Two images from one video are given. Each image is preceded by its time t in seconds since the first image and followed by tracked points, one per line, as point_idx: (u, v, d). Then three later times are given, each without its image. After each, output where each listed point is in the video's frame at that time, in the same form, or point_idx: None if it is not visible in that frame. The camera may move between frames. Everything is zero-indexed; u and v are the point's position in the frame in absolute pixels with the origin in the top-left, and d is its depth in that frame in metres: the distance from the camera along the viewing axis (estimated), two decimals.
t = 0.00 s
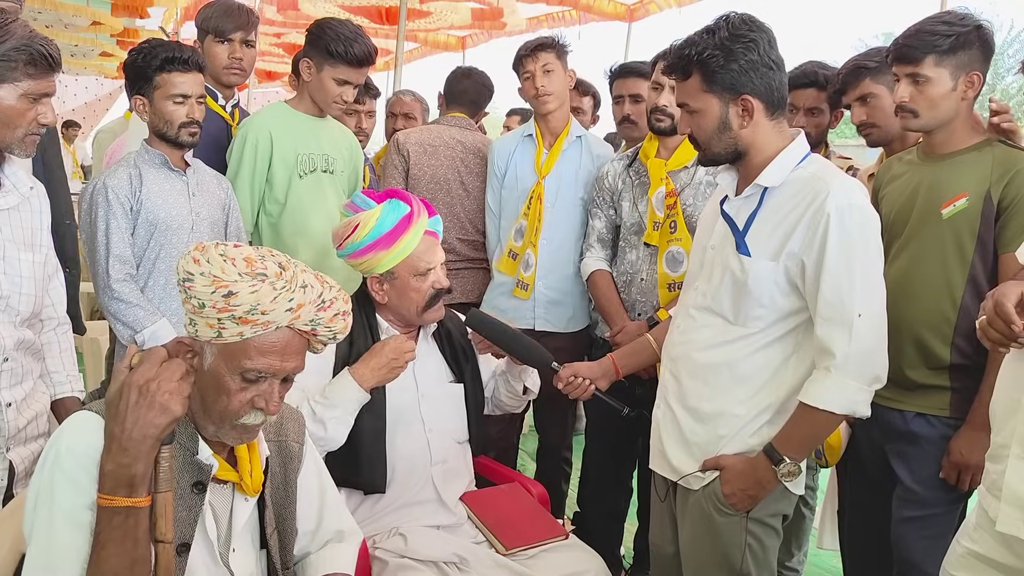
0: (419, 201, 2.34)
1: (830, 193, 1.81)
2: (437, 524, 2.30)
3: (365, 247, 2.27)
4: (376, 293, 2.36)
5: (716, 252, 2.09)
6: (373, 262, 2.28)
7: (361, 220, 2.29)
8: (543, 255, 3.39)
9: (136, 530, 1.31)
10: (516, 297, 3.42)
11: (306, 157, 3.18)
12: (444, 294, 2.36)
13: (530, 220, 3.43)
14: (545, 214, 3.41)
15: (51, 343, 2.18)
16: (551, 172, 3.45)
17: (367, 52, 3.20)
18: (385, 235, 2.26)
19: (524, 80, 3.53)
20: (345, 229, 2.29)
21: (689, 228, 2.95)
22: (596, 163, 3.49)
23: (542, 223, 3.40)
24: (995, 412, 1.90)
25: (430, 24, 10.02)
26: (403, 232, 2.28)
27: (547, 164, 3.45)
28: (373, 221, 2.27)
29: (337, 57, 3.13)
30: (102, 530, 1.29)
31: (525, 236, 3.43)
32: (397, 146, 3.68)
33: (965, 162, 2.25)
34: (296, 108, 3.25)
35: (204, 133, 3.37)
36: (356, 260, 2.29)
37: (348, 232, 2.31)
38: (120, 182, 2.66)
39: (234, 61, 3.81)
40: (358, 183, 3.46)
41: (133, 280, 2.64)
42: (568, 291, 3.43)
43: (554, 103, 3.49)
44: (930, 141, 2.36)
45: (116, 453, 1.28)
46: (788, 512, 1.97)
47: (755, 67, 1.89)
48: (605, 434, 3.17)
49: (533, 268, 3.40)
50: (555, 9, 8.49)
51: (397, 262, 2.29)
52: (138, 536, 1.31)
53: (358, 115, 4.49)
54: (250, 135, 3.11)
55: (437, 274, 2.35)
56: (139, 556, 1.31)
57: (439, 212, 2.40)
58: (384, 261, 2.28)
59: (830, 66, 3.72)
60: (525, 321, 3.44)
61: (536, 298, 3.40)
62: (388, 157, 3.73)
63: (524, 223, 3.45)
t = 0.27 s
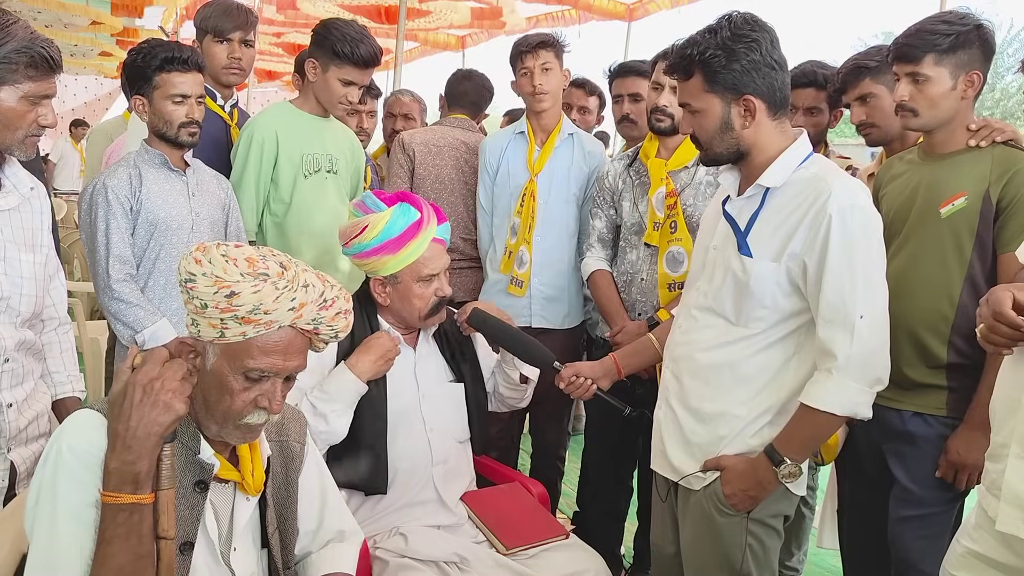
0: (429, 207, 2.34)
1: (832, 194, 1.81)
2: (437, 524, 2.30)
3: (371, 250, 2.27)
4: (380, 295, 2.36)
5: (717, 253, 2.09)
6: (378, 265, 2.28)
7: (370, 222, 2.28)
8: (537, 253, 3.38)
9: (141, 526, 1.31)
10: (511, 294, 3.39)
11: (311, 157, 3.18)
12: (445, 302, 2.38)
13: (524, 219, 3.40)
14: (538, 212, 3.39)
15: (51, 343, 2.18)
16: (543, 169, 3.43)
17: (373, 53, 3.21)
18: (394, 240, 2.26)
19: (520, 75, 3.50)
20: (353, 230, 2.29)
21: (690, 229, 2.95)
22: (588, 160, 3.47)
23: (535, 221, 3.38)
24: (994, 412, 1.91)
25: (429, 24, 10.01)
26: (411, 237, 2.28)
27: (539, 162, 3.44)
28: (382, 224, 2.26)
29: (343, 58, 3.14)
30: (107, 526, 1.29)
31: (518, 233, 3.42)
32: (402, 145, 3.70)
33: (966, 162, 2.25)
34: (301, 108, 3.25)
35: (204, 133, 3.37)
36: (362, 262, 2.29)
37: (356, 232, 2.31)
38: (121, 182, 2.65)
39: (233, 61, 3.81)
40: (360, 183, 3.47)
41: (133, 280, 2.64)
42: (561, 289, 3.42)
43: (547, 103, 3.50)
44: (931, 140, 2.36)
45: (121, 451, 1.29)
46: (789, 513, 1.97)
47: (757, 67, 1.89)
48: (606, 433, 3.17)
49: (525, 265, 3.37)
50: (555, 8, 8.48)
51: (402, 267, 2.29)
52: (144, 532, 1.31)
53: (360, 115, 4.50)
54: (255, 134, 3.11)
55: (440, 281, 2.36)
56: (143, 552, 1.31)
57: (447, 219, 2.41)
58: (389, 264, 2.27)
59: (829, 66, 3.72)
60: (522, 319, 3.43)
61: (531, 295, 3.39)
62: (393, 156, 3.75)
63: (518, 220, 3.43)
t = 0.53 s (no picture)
0: (426, 206, 2.34)
1: (836, 195, 1.81)
2: (437, 524, 2.30)
3: (369, 249, 2.27)
4: (379, 297, 2.36)
5: (720, 253, 2.09)
6: (376, 265, 2.28)
7: (367, 222, 2.28)
8: (535, 256, 3.38)
9: (147, 526, 1.32)
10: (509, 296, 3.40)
11: (313, 158, 3.18)
12: (445, 301, 2.37)
13: (521, 220, 3.41)
14: (535, 214, 3.39)
15: (51, 343, 2.17)
16: (539, 172, 3.42)
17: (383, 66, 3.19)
18: (390, 239, 2.26)
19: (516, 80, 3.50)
20: (350, 230, 2.29)
21: (689, 229, 2.96)
22: (584, 161, 3.46)
23: (532, 223, 3.38)
24: (994, 412, 1.90)
25: (429, 24, 10.00)
26: (408, 236, 2.28)
27: (535, 164, 3.44)
28: (378, 224, 2.26)
29: (350, 67, 3.13)
30: (113, 527, 1.29)
31: (516, 236, 3.42)
32: (411, 145, 3.73)
33: (966, 161, 2.24)
34: (303, 109, 3.25)
35: (203, 133, 3.37)
36: (360, 262, 2.29)
37: (354, 232, 2.31)
38: (120, 182, 2.65)
39: (233, 62, 3.82)
40: (362, 182, 3.47)
41: (132, 280, 2.64)
42: (558, 290, 3.42)
43: (543, 109, 3.47)
44: (931, 140, 2.36)
45: (126, 450, 1.29)
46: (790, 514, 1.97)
47: (761, 67, 1.89)
48: (605, 433, 3.17)
49: (523, 268, 3.38)
50: (554, 8, 8.48)
51: (399, 266, 2.29)
52: (149, 532, 1.32)
53: (364, 116, 4.48)
54: (256, 134, 3.11)
55: (441, 280, 2.35)
56: (149, 552, 1.32)
57: (445, 219, 2.41)
58: (387, 264, 2.27)
59: (829, 66, 3.72)
60: (520, 320, 3.43)
61: (529, 297, 3.39)
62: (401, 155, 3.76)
63: (515, 223, 3.43)
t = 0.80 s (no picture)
0: (430, 210, 2.33)
1: (840, 196, 1.80)
2: (437, 524, 2.30)
3: (372, 254, 2.27)
4: (381, 299, 2.37)
5: (724, 255, 2.09)
6: (379, 269, 2.28)
7: (370, 226, 2.28)
8: (533, 257, 3.37)
9: (149, 527, 1.32)
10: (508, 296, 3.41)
11: (315, 158, 3.18)
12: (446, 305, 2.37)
13: (519, 220, 3.43)
14: (534, 215, 3.39)
15: (51, 343, 2.17)
16: (538, 172, 3.41)
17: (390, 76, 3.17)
18: (394, 244, 2.26)
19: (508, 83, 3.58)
20: (353, 235, 2.28)
21: (689, 229, 2.95)
22: (586, 163, 3.45)
23: (531, 223, 3.38)
24: (995, 413, 1.91)
25: (429, 24, 10.00)
26: (412, 242, 2.28)
27: (534, 164, 3.43)
28: (382, 229, 2.26)
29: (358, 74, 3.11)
30: (115, 528, 1.29)
31: (514, 236, 3.43)
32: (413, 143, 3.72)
33: (965, 161, 2.24)
34: (305, 110, 3.25)
35: (203, 133, 3.37)
36: (363, 266, 2.29)
37: (356, 236, 2.30)
38: (120, 182, 2.65)
39: (234, 62, 3.82)
40: (365, 183, 3.48)
41: (131, 280, 2.63)
42: (558, 291, 3.42)
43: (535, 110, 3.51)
44: (929, 139, 2.37)
45: (129, 451, 1.29)
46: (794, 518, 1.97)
47: (767, 66, 1.89)
48: (605, 432, 3.16)
49: (522, 268, 3.38)
50: (554, 8, 8.48)
51: (403, 271, 2.29)
52: (151, 533, 1.32)
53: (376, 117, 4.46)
54: (258, 134, 3.11)
55: (443, 285, 2.35)
56: (151, 553, 1.32)
57: (448, 223, 2.40)
58: (390, 269, 2.28)
59: (829, 66, 3.72)
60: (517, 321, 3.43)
61: (526, 297, 3.39)
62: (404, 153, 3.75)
63: (513, 223, 3.44)
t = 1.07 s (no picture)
0: (415, 201, 2.34)
1: (845, 198, 1.80)
2: (437, 525, 2.30)
3: (363, 248, 2.27)
4: (376, 294, 2.35)
5: (729, 257, 2.09)
6: (371, 264, 2.29)
7: (358, 221, 2.29)
8: (520, 255, 3.39)
9: (150, 529, 1.32)
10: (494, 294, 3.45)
11: (315, 159, 3.18)
12: (444, 292, 2.36)
13: (507, 217, 3.44)
14: (521, 213, 3.40)
15: (50, 343, 2.17)
16: (528, 170, 3.43)
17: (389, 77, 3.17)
18: (383, 236, 2.27)
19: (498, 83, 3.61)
20: (342, 231, 2.29)
21: (688, 230, 2.96)
22: (575, 163, 3.42)
23: (518, 222, 3.39)
24: (994, 414, 1.90)
25: (429, 25, 10.01)
26: (401, 231, 2.29)
27: (524, 162, 3.45)
28: (370, 222, 2.27)
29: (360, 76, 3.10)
30: (116, 530, 1.29)
31: (502, 234, 3.45)
32: (403, 145, 3.74)
33: (964, 161, 2.25)
34: (306, 111, 3.25)
35: (202, 133, 3.36)
36: (354, 262, 2.29)
37: (346, 234, 2.31)
38: (119, 183, 2.65)
39: (235, 63, 3.82)
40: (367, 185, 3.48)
41: (131, 281, 2.63)
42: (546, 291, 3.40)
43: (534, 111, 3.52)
44: (927, 140, 2.37)
45: (130, 452, 1.28)
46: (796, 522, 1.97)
47: (773, 66, 1.89)
48: (604, 433, 3.16)
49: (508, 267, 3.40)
50: (554, 9, 8.48)
51: (395, 263, 2.29)
52: (152, 535, 1.32)
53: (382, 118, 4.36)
54: (258, 135, 3.11)
55: (437, 272, 2.35)
56: (153, 555, 1.32)
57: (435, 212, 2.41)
58: (382, 262, 2.28)
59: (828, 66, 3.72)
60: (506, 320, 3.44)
61: (512, 296, 3.41)
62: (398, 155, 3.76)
63: (502, 221, 3.46)
